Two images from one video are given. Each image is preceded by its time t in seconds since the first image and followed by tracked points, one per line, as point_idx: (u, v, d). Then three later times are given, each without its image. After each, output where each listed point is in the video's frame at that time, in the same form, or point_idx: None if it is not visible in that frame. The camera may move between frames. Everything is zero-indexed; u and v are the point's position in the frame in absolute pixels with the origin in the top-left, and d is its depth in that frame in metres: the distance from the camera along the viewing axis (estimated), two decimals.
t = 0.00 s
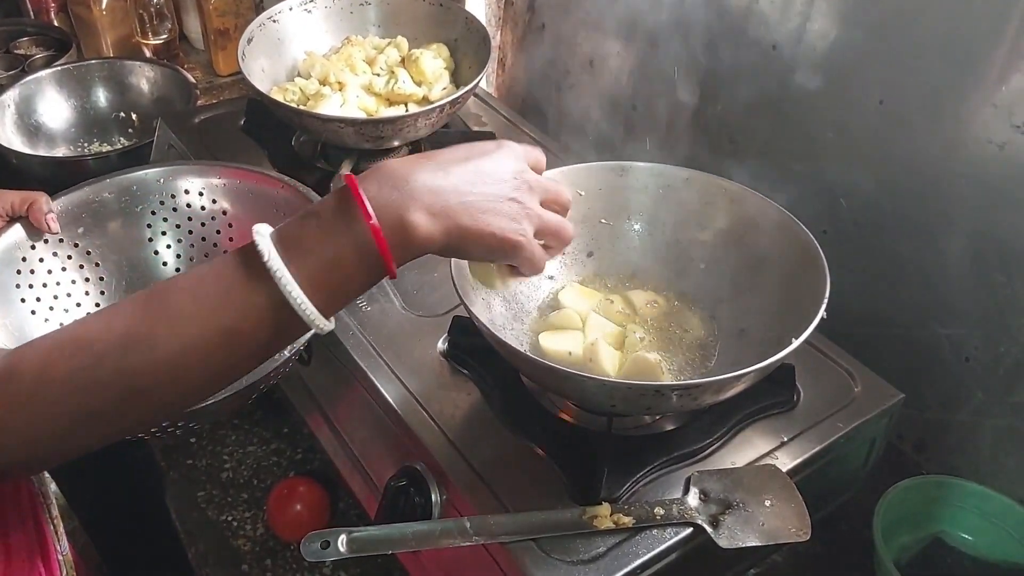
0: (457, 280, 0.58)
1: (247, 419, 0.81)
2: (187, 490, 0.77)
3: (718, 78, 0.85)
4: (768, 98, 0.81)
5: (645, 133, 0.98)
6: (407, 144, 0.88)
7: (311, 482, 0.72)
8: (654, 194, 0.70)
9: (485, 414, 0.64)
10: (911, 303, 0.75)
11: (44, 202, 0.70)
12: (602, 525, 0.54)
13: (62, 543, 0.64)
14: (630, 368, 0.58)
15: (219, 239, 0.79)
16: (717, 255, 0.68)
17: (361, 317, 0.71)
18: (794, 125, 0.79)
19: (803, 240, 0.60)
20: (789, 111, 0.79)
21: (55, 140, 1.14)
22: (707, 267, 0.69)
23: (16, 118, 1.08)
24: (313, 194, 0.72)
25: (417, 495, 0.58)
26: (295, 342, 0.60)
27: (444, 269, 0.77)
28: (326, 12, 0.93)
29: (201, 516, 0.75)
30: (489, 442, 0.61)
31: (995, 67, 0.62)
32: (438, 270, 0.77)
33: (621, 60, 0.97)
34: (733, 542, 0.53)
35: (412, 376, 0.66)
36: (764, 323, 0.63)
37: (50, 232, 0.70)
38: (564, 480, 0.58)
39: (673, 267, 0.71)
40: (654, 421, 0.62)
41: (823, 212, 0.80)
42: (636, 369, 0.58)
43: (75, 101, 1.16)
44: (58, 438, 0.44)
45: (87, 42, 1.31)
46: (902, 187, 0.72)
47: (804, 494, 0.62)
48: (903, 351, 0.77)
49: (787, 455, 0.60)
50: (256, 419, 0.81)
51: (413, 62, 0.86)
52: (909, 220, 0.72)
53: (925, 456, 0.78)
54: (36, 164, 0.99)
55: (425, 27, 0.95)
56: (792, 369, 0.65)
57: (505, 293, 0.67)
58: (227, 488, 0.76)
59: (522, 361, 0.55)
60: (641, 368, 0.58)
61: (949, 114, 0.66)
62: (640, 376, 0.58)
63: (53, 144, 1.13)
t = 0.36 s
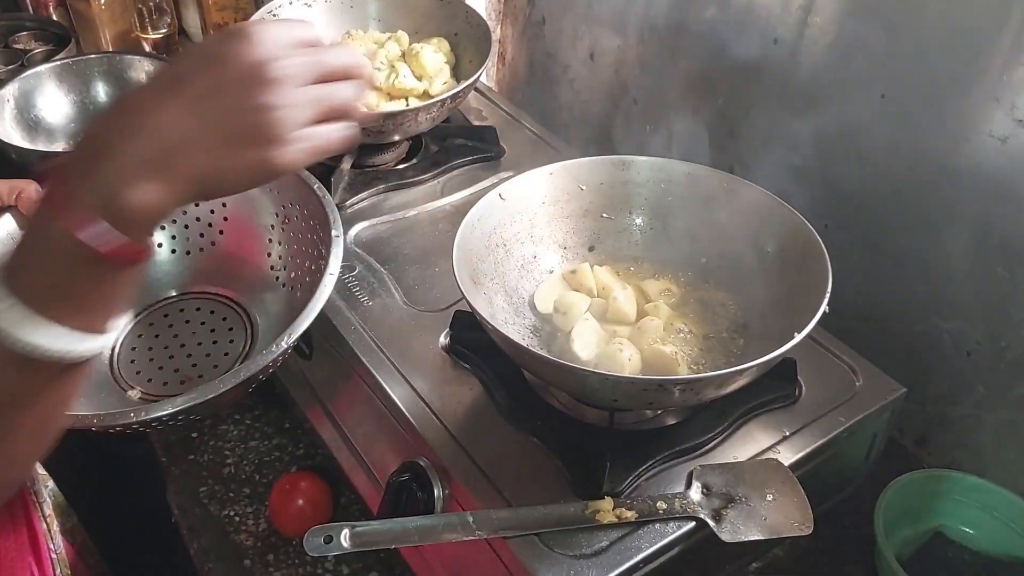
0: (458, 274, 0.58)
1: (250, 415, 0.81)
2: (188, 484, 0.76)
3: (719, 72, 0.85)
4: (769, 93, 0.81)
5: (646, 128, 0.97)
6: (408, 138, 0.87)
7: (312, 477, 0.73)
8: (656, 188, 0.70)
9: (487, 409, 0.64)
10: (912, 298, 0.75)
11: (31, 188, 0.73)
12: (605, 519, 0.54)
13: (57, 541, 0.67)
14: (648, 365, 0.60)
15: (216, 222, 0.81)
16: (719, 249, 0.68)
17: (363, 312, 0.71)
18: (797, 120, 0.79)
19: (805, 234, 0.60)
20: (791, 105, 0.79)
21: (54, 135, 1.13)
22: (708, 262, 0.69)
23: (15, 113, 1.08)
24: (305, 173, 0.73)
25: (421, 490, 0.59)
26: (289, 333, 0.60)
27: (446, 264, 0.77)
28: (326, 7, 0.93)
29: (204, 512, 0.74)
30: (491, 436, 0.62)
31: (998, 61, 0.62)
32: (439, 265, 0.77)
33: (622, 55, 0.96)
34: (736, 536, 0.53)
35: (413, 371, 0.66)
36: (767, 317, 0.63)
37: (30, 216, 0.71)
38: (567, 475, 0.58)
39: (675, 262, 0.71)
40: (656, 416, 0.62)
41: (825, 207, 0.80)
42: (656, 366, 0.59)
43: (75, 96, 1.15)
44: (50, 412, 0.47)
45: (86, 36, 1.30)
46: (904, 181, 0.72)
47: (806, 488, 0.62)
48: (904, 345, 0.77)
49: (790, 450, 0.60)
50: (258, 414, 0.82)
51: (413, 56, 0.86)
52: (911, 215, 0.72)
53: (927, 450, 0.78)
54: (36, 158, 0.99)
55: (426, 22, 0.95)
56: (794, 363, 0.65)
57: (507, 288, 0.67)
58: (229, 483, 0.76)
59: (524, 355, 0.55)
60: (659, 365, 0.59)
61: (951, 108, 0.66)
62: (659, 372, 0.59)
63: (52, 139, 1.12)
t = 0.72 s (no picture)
0: (461, 270, 0.58)
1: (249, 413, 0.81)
2: (190, 481, 0.76)
3: (721, 69, 0.85)
4: (772, 89, 0.81)
5: (647, 125, 0.97)
6: (410, 135, 0.87)
7: (314, 474, 0.72)
8: (658, 185, 0.70)
9: (489, 405, 0.63)
10: (915, 294, 0.75)
11: (28, 186, 0.66)
12: (608, 515, 0.54)
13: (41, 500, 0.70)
14: (651, 361, 0.60)
15: (218, 214, 0.77)
16: (722, 246, 0.68)
17: (365, 309, 0.71)
18: (800, 117, 0.79)
19: (808, 231, 0.60)
20: (793, 102, 0.79)
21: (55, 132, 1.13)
22: (710, 258, 0.69)
23: (16, 109, 1.08)
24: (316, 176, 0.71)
25: (424, 486, 0.58)
26: (298, 339, 0.59)
27: (447, 260, 0.77)
28: (327, 2, 0.93)
29: (207, 508, 0.74)
30: (492, 432, 0.61)
31: (1003, 57, 0.61)
32: (441, 261, 0.77)
33: (623, 51, 0.96)
34: (739, 533, 0.53)
35: (415, 367, 0.66)
36: (771, 313, 0.62)
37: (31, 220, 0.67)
38: (569, 472, 0.58)
39: (676, 258, 0.71)
40: (659, 412, 0.62)
41: (827, 203, 0.80)
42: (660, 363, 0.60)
43: (75, 92, 1.15)
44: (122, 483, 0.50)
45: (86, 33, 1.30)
46: (906, 178, 0.72)
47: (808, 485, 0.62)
48: (906, 342, 0.77)
49: (792, 446, 0.60)
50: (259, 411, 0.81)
51: (415, 52, 0.85)
52: (914, 211, 0.72)
53: (929, 447, 0.78)
54: (36, 155, 0.99)
55: (427, 18, 0.95)
56: (797, 359, 0.65)
57: (509, 284, 0.67)
58: (230, 480, 0.76)
59: (527, 352, 0.55)
60: (662, 362, 0.60)
61: (955, 104, 0.66)
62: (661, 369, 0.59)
63: (53, 136, 1.12)
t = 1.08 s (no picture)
0: (465, 268, 0.58)
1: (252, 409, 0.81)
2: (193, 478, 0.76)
3: (723, 66, 0.85)
4: (775, 85, 0.81)
5: (650, 122, 0.97)
6: (412, 131, 0.87)
7: (317, 471, 0.72)
8: (662, 181, 0.70)
9: (492, 403, 0.63)
10: (918, 291, 0.75)
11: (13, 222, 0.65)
12: (612, 512, 0.54)
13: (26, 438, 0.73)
14: (654, 357, 0.60)
15: (229, 298, 0.72)
16: (726, 243, 0.68)
17: (368, 305, 0.71)
18: (804, 114, 0.79)
19: (812, 227, 0.60)
20: (797, 99, 0.79)
21: (56, 128, 1.12)
22: (714, 255, 0.69)
23: (18, 105, 1.08)
24: (335, 270, 0.62)
25: (428, 482, 0.59)
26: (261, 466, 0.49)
27: (451, 257, 0.77)
28: None
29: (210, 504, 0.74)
30: (496, 429, 0.61)
31: (1007, 53, 0.61)
32: (444, 258, 0.76)
33: (626, 48, 0.96)
34: (743, 529, 0.53)
35: (419, 364, 0.66)
36: (775, 310, 0.62)
37: (18, 256, 0.64)
38: (573, 468, 0.58)
39: (679, 255, 0.71)
40: (662, 408, 0.62)
41: (830, 201, 0.80)
42: (664, 359, 0.60)
43: (77, 89, 1.15)
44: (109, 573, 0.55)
45: (86, 28, 1.29)
46: (910, 174, 0.71)
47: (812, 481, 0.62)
48: (910, 338, 0.77)
49: (796, 443, 0.60)
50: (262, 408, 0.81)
51: (418, 48, 0.85)
52: (918, 208, 0.72)
53: (931, 444, 0.78)
54: (38, 151, 0.99)
55: (430, 15, 0.95)
56: (800, 356, 0.65)
57: (512, 281, 0.67)
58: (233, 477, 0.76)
59: (532, 349, 0.55)
60: (666, 358, 0.60)
61: (958, 101, 0.66)
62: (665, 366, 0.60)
63: (54, 131, 1.12)
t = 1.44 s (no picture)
0: (471, 267, 0.58)
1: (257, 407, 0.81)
2: (198, 476, 0.76)
3: (728, 66, 0.85)
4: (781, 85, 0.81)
5: (654, 121, 0.97)
6: (418, 130, 0.87)
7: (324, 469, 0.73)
8: (667, 181, 0.70)
9: (497, 402, 0.64)
10: (922, 292, 0.75)
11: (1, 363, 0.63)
12: (618, 511, 0.54)
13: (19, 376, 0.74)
14: (660, 356, 0.60)
15: None
16: (731, 242, 0.68)
17: (372, 303, 0.71)
18: (808, 115, 0.79)
19: (817, 228, 0.60)
20: (801, 100, 0.79)
21: (60, 126, 1.13)
22: (719, 255, 0.69)
23: (22, 103, 1.08)
24: None
25: (433, 482, 0.59)
26: None
27: (455, 256, 0.77)
28: None
29: (216, 502, 0.74)
30: (502, 429, 0.62)
31: (1011, 55, 0.61)
32: (449, 257, 0.77)
33: (630, 47, 0.96)
34: (748, 529, 0.53)
35: (423, 363, 0.66)
36: (780, 310, 0.62)
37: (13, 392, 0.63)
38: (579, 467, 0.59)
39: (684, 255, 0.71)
40: (667, 408, 0.62)
41: (834, 201, 0.80)
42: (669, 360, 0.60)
43: (81, 87, 1.15)
44: None
45: (91, 27, 1.29)
46: (915, 174, 0.71)
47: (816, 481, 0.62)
48: (913, 338, 0.77)
49: (801, 443, 0.60)
50: (267, 406, 0.82)
51: (423, 48, 0.85)
52: (922, 209, 0.72)
53: (935, 443, 0.78)
54: (43, 149, 0.99)
55: (434, 14, 0.95)
56: (805, 355, 0.65)
57: (518, 280, 0.67)
58: (239, 475, 0.76)
59: (538, 349, 0.55)
60: (672, 359, 0.60)
61: (962, 103, 0.66)
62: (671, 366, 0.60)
63: (58, 129, 1.12)
